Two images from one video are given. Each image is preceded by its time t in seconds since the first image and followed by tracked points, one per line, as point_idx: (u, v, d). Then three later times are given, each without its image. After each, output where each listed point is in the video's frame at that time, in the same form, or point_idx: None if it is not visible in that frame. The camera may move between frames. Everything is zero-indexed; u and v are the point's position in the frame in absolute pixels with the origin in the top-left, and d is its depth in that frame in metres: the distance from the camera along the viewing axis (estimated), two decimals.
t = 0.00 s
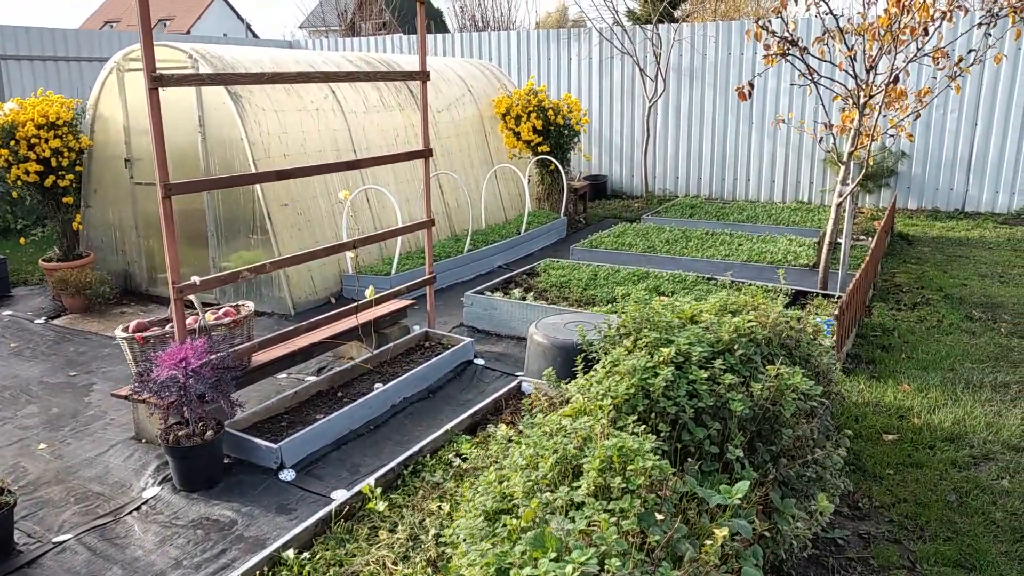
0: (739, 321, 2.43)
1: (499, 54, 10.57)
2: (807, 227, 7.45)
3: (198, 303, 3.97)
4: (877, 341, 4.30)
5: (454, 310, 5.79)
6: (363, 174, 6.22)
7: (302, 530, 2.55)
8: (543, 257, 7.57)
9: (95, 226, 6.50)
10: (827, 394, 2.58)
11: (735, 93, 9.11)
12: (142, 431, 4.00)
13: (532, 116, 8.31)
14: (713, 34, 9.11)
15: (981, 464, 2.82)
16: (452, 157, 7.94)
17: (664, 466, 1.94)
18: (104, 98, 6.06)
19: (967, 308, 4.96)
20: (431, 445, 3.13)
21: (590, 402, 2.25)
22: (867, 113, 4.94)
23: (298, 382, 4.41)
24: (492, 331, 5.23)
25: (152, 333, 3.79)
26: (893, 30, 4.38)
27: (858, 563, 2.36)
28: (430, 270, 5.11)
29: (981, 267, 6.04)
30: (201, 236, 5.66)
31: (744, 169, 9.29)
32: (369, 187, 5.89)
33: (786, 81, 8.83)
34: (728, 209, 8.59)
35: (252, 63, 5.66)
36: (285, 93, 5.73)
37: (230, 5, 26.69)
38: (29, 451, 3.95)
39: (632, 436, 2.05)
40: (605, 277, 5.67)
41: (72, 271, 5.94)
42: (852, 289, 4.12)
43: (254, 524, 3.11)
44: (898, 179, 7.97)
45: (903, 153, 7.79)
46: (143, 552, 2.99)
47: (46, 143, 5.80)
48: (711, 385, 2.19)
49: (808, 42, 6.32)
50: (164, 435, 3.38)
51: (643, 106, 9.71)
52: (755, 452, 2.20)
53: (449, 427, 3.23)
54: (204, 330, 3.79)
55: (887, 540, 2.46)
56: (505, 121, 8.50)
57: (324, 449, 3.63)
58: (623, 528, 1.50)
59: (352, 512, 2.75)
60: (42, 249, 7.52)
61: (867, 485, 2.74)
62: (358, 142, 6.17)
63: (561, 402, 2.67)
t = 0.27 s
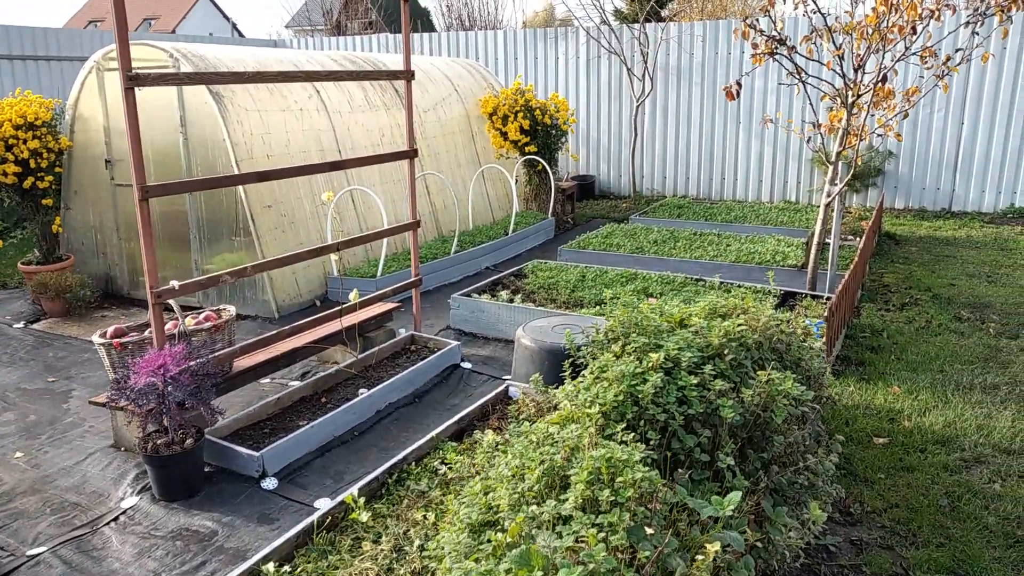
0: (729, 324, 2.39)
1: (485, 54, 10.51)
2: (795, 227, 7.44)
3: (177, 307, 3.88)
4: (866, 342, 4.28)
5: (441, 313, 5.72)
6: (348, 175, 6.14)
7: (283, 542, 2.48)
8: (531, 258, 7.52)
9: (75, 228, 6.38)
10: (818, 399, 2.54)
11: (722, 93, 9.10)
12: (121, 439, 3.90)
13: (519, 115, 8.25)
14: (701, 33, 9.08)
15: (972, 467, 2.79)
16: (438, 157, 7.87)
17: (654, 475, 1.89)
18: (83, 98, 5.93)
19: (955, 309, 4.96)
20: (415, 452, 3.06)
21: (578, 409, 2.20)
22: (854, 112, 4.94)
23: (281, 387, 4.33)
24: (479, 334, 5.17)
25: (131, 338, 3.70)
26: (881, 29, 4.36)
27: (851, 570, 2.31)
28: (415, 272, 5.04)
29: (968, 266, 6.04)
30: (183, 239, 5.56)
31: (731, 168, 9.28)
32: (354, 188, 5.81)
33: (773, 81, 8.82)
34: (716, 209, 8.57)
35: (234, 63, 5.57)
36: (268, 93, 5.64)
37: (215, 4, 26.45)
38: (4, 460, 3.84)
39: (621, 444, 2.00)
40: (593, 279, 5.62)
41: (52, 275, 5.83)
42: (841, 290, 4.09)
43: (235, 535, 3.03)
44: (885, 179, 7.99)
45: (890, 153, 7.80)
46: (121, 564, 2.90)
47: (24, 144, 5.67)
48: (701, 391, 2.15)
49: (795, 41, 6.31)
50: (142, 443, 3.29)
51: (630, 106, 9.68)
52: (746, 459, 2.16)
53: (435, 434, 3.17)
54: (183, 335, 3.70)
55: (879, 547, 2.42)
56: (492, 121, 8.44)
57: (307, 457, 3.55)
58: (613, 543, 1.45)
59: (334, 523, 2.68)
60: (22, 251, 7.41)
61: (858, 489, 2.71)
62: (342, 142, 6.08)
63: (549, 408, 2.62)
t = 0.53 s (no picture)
0: (720, 330, 2.35)
1: (473, 56, 10.46)
2: (783, 229, 7.45)
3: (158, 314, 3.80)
4: (855, 345, 4.27)
5: (428, 317, 5.66)
6: (334, 178, 6.07)
7: (265, 555, 2.41)
8: (518, 262, 7.47)
9: (56, 232, 6.26)
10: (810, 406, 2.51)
11: (710, 96, 9.10)
12: (100, 449, 3.80)
13: (506, 118, 8.21)
14: (688, 36, 9.08)
15: (964, 473, 2.77)
16: (425, 159, 7.81)
17: (646, 487, 1.85)
18: (63, 100, 5.82)
19: (944, 311, 4.96)
20: (401, 461, 3.00)
21: (568, 418, 2.15)
22: (842, 114, 4.95)
23: (265, 394, 4.24)
24: (467, 339, 5.11)
25: (110, 346, 3.61)
26: (870, 31, 4.38)
27: None
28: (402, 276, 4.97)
29: (955, 269, 6.06)
30: (165, 243, 5.47)
31: (718, 171, 9.28)
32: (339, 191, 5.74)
33: (761, 83, 8.83)
34: (703, 212, 8.57)
35: (217, 64, 5.48)
36: (253, 95, 5.56)
37: (200, 5, 26.22)
38: None
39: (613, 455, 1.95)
40: (581, 282, 5.58)
41: (32, 279, 5.71)
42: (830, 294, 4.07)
43: (217, 547, 2.95)
44: (872, 181, 8.03)
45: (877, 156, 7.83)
46: None
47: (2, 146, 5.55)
48: (693, 399, 2.11)
49: (785, 43, 6.32)
50: (121, 454, 3.20)
51: (617, 108, 9.67)
52: (739, 469, 2.12)
53: (421, 442, 3.11)
54: (164, 342, 3.62)
55: (873, 555, 2.38)
56: (479, 123, 8.39)
57: (291, 466, 3.48)
58: (606, 560, 1.40)
59: (318, 535, 2.62)
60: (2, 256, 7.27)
61: (850, 496, 2.68)
62: (328, 145, 6.01)
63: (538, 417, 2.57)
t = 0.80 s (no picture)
0: (706, 338, 2.31)
1: (448, 59, 10.39)
2: (760, 233, 7.49)
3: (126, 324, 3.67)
4: (834, 349, 4.28)
5: (405, 324, 5.57)
6: (309, 182, 5.96)
7: None
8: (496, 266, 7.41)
9: (22, 238, 6.06)
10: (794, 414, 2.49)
11: (687, 99, 9.13)
12: (66, 463, 3.66)
13: (483, 121, 8.16)
14: (664, 40, 9.11)
15: (946, 478, 2.77)
16: (401, 164, 7.72)
17: (634, 500, 1.80)
18: (29, 103, 5.64)
19: (920, 315, 5.00)
20: (380, 474, 2.92)
21: (552, 430, 2.09)
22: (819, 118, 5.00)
23: (238, 405, 4.13)
24: (445, 345, 5.04)
25: (75, 357, 3.48)
26: (847, 35, 4.48)
27: None
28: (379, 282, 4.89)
29: (929, 272, 6.13)
30: (134, 249, 5.32)
31: (695, 175, 9.32)
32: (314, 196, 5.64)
33: (740, 87, 8.87)
34: (681, 216, 8.59)
35: (188, 66, 5.35)
36: (225, 98, 5.44)
37: (171, 6, 25.80)
38: None
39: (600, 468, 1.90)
40: (561, 287, 5.54)
41: None
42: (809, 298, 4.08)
43: (188, 565, 2.83)
44: (847, 185, 8.12)
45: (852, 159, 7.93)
46: None
47: None
48: (679, 410, 2.07)
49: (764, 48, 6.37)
50: (87, 469, 3.07)
51: (594, 112, 9.67)
52: (726, 480, 2.08)
53: (399, 454, 3.03)
54: (133, 352, 3.50)
55: (859, 563, 2.36)
56: (456, 127, 8.33)
57: (266, 479, 3.37)
58: None
59: (294, 552, 2.53)
60: None
61: (834, 503, 2.66)
62: (302, 149, 5.90)
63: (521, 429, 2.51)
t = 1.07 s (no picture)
0: (683, 346, 2.29)
1: (411, 63, 10.29)
2: (725, 236, 7.56)
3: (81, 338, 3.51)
4: (802, 352, 4.32)
5: (371, 331, 5.47)
6: (271, 188, 5.82)
7: None
8: (463, 272, 7.33)
9: None
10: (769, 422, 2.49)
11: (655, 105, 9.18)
12: (16, 485, 3.47)
13: (448, 125, 8.09)
14: (627, 44, 9.15)
15: (917, 481, 2.79)
16: (365, 168, 7.59)
17: (617, 516, 1.76)
18: None
19: (884, 316, 5.09)
20: (350, 490, 2.83)
21: (531, 444, 2.04)
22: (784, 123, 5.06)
23: (200, 419, 3.98)
24: (413, 354, 4.96)
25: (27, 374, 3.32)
26: (811, 40, 4.56)
27: None
28: (345, 290, 4.77)
29: (890, 273, 6.26)
30: (88, 258, 5.11)
31: (659, 179, 9.39)
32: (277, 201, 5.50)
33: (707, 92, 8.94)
34: (646, 219, 8.64)
35: (145, 69, 5.18)
36: (183, 101, 5.27)
37: (124, 6, 25.10)
38: None
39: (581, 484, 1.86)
40: (530, 293, 5.51)
41: None
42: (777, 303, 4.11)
43: None
44: (807, 188, 8.28)
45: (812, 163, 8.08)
46: None
47: None
48: (659, 421, 2.04)
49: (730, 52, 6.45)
50: (41, 491, 2.90)
51: (559, 116, 9.67)
52: (707, 491, 2.06)
53: (370, 468, 2.94)
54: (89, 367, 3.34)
55: (836, 570, 2.36)
56: (420, 131, 8.24)
57: (231, 496, 3.24)
58: None
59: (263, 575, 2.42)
60: None
61: (810, 509, 2.66)
62: (264, 154, 5.76)
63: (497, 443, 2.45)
